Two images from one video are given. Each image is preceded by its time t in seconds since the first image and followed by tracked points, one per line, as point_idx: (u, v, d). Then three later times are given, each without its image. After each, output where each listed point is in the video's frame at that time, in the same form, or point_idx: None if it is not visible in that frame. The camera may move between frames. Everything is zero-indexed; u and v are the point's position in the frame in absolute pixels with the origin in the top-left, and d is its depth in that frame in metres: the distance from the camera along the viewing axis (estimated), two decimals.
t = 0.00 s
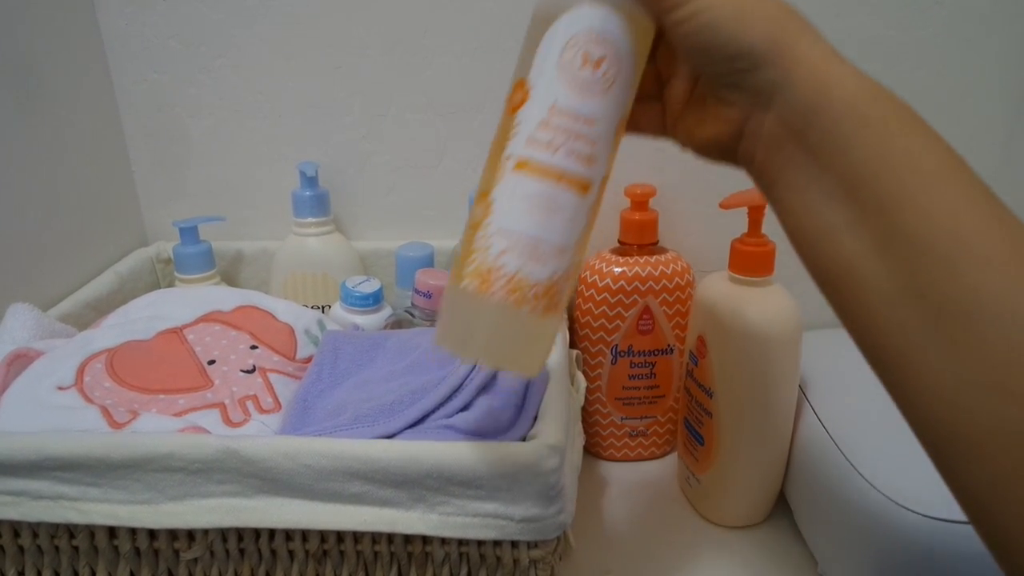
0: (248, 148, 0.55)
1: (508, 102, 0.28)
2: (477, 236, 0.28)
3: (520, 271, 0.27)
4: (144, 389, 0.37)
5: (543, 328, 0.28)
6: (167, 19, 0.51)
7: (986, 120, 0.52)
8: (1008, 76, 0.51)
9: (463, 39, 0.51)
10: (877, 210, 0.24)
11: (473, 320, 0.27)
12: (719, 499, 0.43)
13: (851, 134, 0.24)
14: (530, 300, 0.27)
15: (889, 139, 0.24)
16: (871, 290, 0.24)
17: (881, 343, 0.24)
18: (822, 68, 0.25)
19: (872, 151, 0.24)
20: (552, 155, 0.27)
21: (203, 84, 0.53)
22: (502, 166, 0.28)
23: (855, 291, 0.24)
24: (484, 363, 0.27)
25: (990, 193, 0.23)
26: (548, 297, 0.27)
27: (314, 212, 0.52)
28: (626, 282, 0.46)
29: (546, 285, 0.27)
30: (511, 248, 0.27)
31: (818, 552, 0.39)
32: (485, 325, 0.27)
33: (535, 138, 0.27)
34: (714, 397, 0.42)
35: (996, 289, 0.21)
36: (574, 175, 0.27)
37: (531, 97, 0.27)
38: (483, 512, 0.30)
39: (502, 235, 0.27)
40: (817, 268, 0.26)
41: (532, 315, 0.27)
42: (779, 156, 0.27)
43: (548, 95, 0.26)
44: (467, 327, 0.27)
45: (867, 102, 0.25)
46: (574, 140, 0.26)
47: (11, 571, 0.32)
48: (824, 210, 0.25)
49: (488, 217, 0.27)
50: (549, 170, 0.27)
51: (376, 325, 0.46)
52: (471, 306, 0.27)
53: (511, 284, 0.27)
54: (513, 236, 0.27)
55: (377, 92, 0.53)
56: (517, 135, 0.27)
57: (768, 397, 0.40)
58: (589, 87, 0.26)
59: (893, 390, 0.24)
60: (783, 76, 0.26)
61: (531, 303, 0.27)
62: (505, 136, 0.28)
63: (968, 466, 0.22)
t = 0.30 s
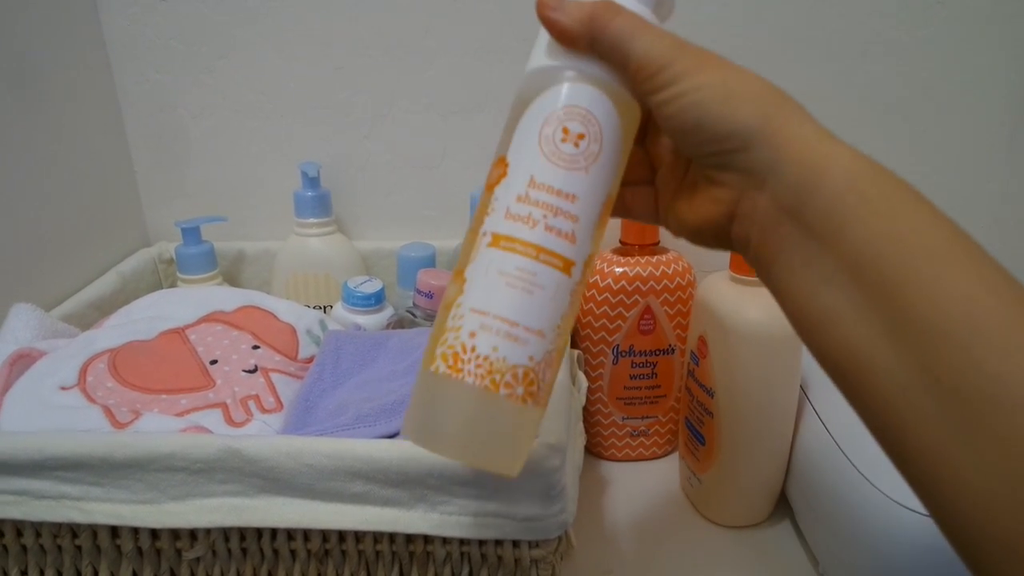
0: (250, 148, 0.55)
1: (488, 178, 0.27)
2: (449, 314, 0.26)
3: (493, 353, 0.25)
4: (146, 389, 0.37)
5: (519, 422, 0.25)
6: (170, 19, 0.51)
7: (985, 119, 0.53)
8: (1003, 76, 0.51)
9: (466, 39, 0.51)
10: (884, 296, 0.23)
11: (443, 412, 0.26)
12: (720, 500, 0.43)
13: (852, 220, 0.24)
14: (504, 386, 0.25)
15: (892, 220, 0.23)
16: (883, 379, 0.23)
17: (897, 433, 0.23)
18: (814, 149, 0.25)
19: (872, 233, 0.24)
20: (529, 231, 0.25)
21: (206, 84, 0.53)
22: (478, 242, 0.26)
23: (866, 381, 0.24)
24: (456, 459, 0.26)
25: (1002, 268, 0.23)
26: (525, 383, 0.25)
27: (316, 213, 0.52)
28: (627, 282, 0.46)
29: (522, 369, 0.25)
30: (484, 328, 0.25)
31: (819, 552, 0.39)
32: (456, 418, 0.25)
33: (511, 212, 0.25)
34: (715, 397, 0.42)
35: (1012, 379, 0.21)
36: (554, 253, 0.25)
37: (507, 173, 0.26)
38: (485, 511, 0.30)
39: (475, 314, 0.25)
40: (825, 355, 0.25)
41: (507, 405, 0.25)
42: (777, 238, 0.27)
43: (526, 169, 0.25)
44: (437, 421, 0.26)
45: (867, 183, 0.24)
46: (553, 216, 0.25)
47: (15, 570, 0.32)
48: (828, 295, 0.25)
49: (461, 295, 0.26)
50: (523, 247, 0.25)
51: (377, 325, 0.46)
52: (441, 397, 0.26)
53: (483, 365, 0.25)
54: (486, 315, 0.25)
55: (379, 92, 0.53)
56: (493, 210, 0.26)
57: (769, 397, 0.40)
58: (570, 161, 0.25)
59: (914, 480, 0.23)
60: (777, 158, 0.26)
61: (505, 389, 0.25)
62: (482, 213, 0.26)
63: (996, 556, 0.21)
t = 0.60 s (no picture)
0: (248, 147, 0.55)
1: (530, 195, 0.26)
2: (501, 342, 0.24)
3: (558, 384, 0.23)
4: (143, 389, 0.37)
5: (583, 460, 0.24)
6: (167, 18, 0.51)
7: (984, 118, 0.53)
8: (1003, 74, 0.51)
9: (464, 38, 0.51)
10: (941, 334, 0.23)
11: (498, 449, 0.24)
12: (718, 499, 0.43)
13: (907, 249, 0.24)
14: (571, 419, 0.23)
15: (953, 256, 0.24)
16: (937, 422, 0.23)
17: (948, 478, 0.23)
18: (871, 175, 0.25)
19: (929, 263, 0.24)
20: (587, 247, 0.24)
21: (204, 83, 0.53)
22: (527, 262, 0.24)
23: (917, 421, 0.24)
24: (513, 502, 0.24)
25: None
26: (591, 414, 0.24)
27: (313, 212, 0.51)
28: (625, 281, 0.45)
29: (588, 400, 0.24)
30: (546, 356, 0.23)
31: (818, 551, 0.39)
32: (514, 456, 0.23)
33: (566, 229, 0.24)
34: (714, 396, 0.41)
35: None
36: (615, 271, 0.24)
37: (556, 188, 0.25)
38: (483, 511, 0.30)
39: (533, 341, 0.23)
40: (875, 391, 0.25)
41: (572, 439, 0.24)
42: (828, 268, 0.27)
43: (578, 182, 0.24)
44: (492, 460, 0.24)
45: (925, 215, 0.24)
46: (611, 231, 0.24)
47: (11, 571, 0.32)
48: (882, 331, 0.25)
49: (513, 321, 0.24)
50: (582, 263, 0.24)
51: (375, 324, 0.46)
52: (496, 432, 0.24)
53: (546, 398, 0.23)
54: (546, 341, 0.23)
55: (377, 91, 0.53)
56: (542, 228, 0.24)
57: (769, 396, 0.40)
58: (625, 174, 0.24)
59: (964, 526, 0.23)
60: (833, 179, 0.26)
61: (573, 422, 0.23)
62: (528, 231, 0.25)
63: None
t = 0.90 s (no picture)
0: (246, 146, 0.54)
1: (551, 208, 0.26)
2: (522, 361, 0.24)
3: (578, 406, 0.23)
4: (140, 389, 0.37)
5: (603, 481, 0.24)
6: (164, 16, 0.50)
7: (985, 116, 0.53)
8: (1003, 72, 0.51)
9: (463, 37, 0.51)
10: (982, 352, 0.23)
11: (517, 471, 0.24)
12: (718, 499, 0.43)
13: (946, 264, 0.24)
14: (591, 440, 0.23)
15: (995, 270, 0.23)
16: (978, 443, 0.23)
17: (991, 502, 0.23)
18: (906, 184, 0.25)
19: (969, 279, 0.23)
20: (608, 264, 0.23)
21: (201, 82, 0.52)
22: (547, 279, 0.24)
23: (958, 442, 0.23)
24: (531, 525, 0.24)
25: None
26: (612, 435, 0.24)
27: (311, 211, 0.51)
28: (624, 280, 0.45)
29: (610, 421, 0.23)
30: (565, 377, 0.23)
31: (818, 551, 0.39)
32: (532, 479, 0.24)
33: (586, 245, 0.24)
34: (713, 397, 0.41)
35: None
36: (637, 288, 0.23)
37: (577, 202, 0.24)
38: (482, 511, 0.30)
39: (553, 361, 0.23)
40: (911, 410, 0.25)
41: (592, 461, 0.24)
42: (861, 281, 0.27)
43: (599, 196, 0.24)
44: (510, 482, 0.24)
45: (966, 226, 0.24)
46: (633, 247, 0.23)
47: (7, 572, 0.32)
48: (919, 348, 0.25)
49: (533, 341, 0.24)
50: (601, 282, 0.23)
51: (373, 324, 0.46)
52: (515, 455, 0.24)
53: (567, 420, 0.23)
54: (566, 362, 0.23)
55: (375, 89, 0.52)
56: (563, 243, 0.24)
57: (769, 396, 0.40)
58: (648, 187, 0.23)
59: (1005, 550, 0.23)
60: (866, 189, 0.26)
61: (593, 444, 0.23)
62: (549, 246, 0.25)
63: None
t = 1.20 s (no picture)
0: (246, 146, 0.54)
1: (564, 196, 0.26)
2: (535, 350, 0.24)
3: (593, 393, 0.23)
4: (140, 389, 0.37)
5: (624, 469, 0.24)
6: (164, 16, 0.50)
7: (985, 116, 0.53)
8: (1003, 72, 0.51)
9: (463, 36, 0.51)
10: (995, 337, 0.23)
11: (536, 462, 0.24)
12: (718, 499, 0.43)
13: (961, 250, 0.24)
14: (608, 428, 0.23)
15: (1010, 252, 0.23)
16: (993, 433, 0.22)
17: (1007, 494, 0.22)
18: (916, 165, 0.25)
19: (982, 265, 0.23)
20: (621, 248, 0.23)
21: (202, 82, 0.52)
22: (560, 267, 0.24)
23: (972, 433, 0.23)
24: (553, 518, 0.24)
25: None
26: (629, 423, 0.23)
27: (311, 211, 0.51)
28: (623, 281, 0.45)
29: (626, 408, 0.23)
30: (579, 364, 0.23)
31: (818, 551, 0.39)
32: (550, 469, 0.23)
33: (599, 231, 0.24)
34: (713, 396, 0.41)
35: None
36: (651, 272, 0.23)
37: (590, 187, 0.24)
38: (483, 512, 0.30)
39: (567, 348, 0.23)
40: (924, 399, 0.25)
41: (612, 447, 0.23)
42: (873, 265, 0.27)
43: (611, 180, 0.24)
44: (529, 474, 0.24)
45: (979, 208, 0.24)
46: (646, 231, 0.23)
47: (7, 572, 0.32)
48: (931, 335, 0.25)
49: (547, 329, 0.24)
50: (614, 266, 0.23)
51: (373, 324, 0.46)
52: (532, 444, 0.24)
53: (582, 407, 0.23)
54: (580, 348, 0.23)
55: (375, 89, 0.52)
56: (575, 230, 0.24)
57: (770, 395, 0.40)
58: (660, 169, 0.23)
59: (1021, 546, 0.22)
60: (875, 170, 0.26)
61: (609, 432, 0.23)
62: (562, 234, 0.25)
63: None
